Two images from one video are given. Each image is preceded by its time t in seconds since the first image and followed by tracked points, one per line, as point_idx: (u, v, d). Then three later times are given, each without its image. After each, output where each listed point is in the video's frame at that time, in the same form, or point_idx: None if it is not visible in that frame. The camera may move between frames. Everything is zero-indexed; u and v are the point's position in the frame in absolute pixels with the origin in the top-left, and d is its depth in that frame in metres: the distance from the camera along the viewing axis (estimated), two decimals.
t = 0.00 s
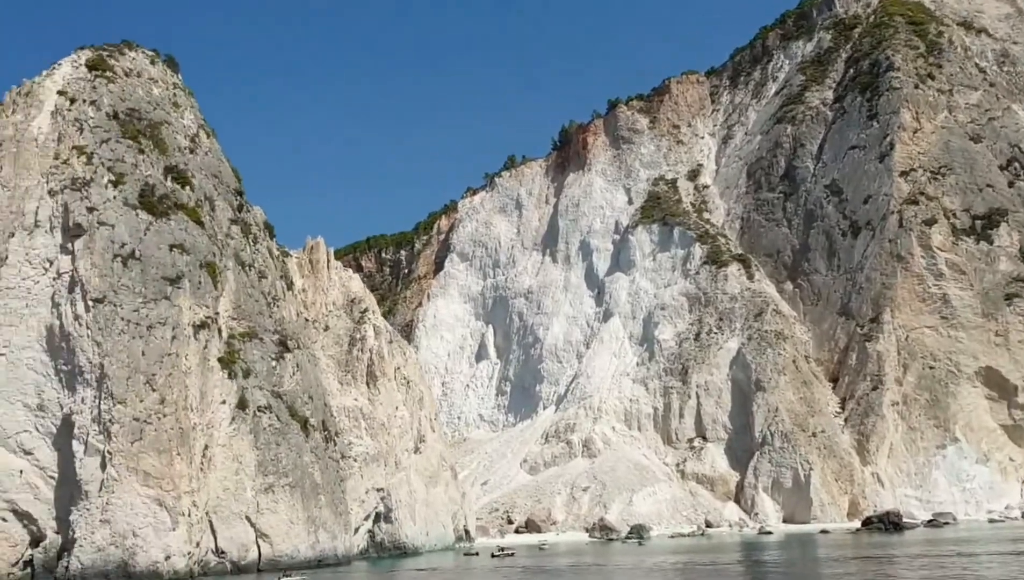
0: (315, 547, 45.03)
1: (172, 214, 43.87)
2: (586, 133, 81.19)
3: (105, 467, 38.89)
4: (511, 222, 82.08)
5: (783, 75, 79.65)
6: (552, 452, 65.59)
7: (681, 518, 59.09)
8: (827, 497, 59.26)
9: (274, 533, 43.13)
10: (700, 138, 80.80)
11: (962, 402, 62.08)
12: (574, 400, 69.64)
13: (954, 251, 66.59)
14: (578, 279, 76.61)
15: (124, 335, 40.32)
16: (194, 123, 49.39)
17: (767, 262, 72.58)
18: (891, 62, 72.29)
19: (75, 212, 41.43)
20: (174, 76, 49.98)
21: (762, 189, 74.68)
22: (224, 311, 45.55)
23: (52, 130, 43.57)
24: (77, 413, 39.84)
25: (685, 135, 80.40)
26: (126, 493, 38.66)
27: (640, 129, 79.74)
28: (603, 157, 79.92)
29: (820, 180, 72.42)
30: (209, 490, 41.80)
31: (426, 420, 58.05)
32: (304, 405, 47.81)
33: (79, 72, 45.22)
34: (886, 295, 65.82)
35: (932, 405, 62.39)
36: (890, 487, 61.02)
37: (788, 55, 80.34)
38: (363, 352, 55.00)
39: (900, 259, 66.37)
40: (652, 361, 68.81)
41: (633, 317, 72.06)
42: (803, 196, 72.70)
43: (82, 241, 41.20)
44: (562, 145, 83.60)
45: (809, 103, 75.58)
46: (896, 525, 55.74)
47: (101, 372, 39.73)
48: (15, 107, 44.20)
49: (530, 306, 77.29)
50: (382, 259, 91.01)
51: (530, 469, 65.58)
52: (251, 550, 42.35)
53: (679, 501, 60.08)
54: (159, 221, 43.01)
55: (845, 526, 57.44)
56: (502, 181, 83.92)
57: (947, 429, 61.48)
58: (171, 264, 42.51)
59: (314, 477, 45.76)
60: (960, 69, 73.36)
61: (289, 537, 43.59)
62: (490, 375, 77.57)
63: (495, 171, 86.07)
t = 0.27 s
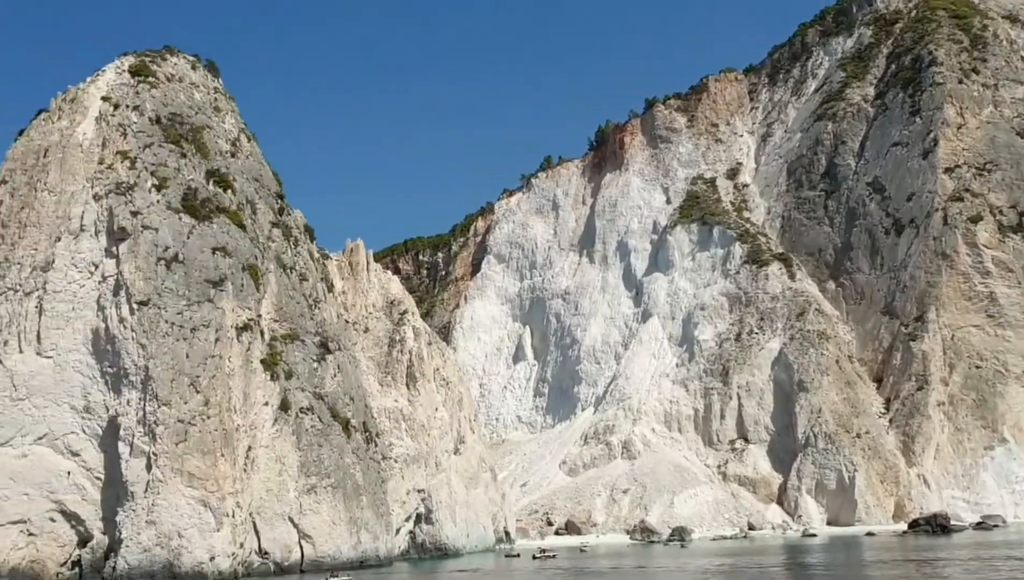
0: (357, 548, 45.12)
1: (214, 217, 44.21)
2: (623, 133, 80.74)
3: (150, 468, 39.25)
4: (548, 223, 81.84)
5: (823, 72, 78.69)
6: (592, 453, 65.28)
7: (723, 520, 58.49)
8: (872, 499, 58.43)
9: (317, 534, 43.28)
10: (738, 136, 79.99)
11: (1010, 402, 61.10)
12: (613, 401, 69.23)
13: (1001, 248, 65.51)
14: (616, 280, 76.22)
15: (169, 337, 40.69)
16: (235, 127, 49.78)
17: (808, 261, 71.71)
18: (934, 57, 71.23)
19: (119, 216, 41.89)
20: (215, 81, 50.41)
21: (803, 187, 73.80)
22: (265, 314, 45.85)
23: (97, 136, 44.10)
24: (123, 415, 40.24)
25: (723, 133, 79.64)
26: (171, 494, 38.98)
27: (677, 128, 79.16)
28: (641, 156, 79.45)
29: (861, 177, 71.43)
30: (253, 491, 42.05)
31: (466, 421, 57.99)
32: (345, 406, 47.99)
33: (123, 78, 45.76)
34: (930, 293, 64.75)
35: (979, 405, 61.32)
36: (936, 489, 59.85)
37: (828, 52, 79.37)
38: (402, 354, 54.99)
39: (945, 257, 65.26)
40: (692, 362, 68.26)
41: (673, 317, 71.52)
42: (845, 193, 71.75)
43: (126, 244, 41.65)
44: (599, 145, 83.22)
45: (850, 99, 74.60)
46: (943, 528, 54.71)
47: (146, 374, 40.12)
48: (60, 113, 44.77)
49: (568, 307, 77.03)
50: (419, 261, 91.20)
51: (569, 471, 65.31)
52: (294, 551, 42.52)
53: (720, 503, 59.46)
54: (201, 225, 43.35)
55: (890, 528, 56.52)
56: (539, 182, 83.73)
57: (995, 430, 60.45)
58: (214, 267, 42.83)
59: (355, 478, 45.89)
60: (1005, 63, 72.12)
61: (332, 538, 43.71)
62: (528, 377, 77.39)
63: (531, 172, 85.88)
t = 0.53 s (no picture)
0: (401, 550, 45.16)
1: (259, 221, 44.51)
2: (663, 133, 80.12)
3: (197, 470, 39.58)
4: (587, 223, 81.46)
5: (866, 68, 77.56)
6: (634, 456, 64.87)
7: (769, 523, 57.76)
8: (921, 502, 57.53)
9: (362, 536, 43.37)
10: (781, 134, 79.02)
11: None
12: (655, 403, 68.70)
13: None
14: (657, 281, 75.68)
15: (215, 340, 41.02)
16: (278, 132, 50.09)
17: (854, 260, 70.67)
18: (981, 52, 70.03)
19: (166, 220, 42.31)
20: (258, 86, 50.76)
21: (847, 185, 72.75)
22: (310, 316, 46.11)
23: (143, 141, 44.57)
24: (170, 417, 40.60)
25: (765, 132, 78.68)
26: (218, 495, 39.25)
27: (718, 127, 78.40)
28: (681, 156, 78.81)
29: (907, 175, 70.28)
30: (298, 493, 42.26)
31: (508, 423, 57.85)
32: (389, 408, 48.09)
33: (168, 84, 46.23)
34: (980, 292, 63.80)
35: None
36: (987, 491, 58.81)
37: (871, 48, 78.21)
38: (444, 356, 54.95)
39: (994, 254, 64.38)
40: (735, 363, 67.54)
41: (715, 318, 70.86)
42: (890, 191, 70.61)
43: (173, 248, 42.05)
44: (638, 145, 82.68)
45: (895, 96, 73.45)
46: (996, 531, 53.56)
47: (193, 377, 40.48)
48: (107, 120, 45.30)
49: (608, 308, 76.64)
50: (458, 263, 91.24)
51: (611, 473, 64.94)
52: (339, 552, 42.68)
53: (766, 506, 58.74)
54: (246, 228, 43.66)
55: (941, 532, 55.50)
56: (578, 183, 83.38)
57: None
58: (259, 270, 43.13)
59: (399, 480, 45.94)
60: None
61: (376, 540, 43.76)
62: (568, 379, 77.09)
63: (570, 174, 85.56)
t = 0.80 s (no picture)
0: (441, 551, 45.06)
1: (299, 223, 44.71)
2: (700, 131, 79.42)
3: (240, 470, 39.81)
4: (624, 224, 81.00)
5: (907, 64, 76.45)
6: (673, 457, 64.41)
7: (811, 526, 57.00)
8: (968, 504, 56.54)
9: (402, 536, 43.28)
10: (820, 132, 77.96)
11: None
12: (694, 405, 68.19)
13: None
14: (695, 281, 75.11)
15: (256, 342, 41.22)
16: (316, 134, 50.33)
17: (896, 258, 69.67)
18: None
19: (207, 223, 42.64)
20: (297, 89, 51.04)
21: (888, 183, 71.69)
22: (349, 318, 46.26)
23: (184, 144, 44.92)
24: (213, 418, 40.88)
25: (804, 129, 77.66)
26: (260, 496, 39.43)
27: (757, 125, 77.59)
28: (719, 155, 78.14)
29: (950, 172, 69.10)
30: (339, 493, 42.35)
31: (546, 424, 57.63)
32: (428, 409, 48.07)
33: (208, 88, 46.64)
34: None
35: None
36: None
37: (912, 44, 77.07)
38: (481, 357, 54.85)
39: None
40: (776, 364, 66.80)
41: (755, 318, 70.12)
42: (933, 188, 69.41)
43: (214, 251, 42.35)
44: (675, 144, 82.06)
45: (937, 92, 72.30)
46: None
47: (235, 378, 40.73)
48: (148, 124, 45.69)
49: (645, 309, 76.18)
50: (494, 265, 91.13)
51: (650, 475, 64.50)
52: (380, 553, 42.68)
53: (808, 508, 58.00)
54: (286, 230, 43.85)
55: (989, 535, 54.46)
56: (614, 183, 82.96)
57: None
58: (299, 272, 43.31)
59: (439, 480, 45.86)
60: None
61: (417, 541, 43.66)
62: (605, 380, 76.69)
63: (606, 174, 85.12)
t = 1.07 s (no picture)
0: (484, 552, 44.93)
1: (339, 226, 44.91)
2: (739, 128, 78.58)
3: (284, 472, 40.03)
4: (662, 223, 80.46)
5: (950, 57, 75.16)
6: (716, 458, 63.85)
7: (858, 527, 56.13)
8: (1019, 504, 55.47)
9: (445, 538, 43.22)
10: (862, 127, 76.82)
11: None
12: (737, 405, 67.54)
13: None
14: (736, 279, 74.43)
15: (299, 344, 41.44)
16: (355, 137, 50.53)
17: (941, 254, 68.55)
18: None
19: (249, 227, 42.94)
20: (335, 93, 51.28)
21: (933, 178, 70.58)
22: (390, 319, 46.36)
23: (225, 149, 45.27)
24: (257, 420, 41.17)
25: (846, 125, 76.55)
26: (304, 497, 39.60)
27: (796, 121, 76.66)
28: (758, 152, 77.34)
29: (997, 165, 68.09)
30: (382, 495, 42.45)
31: (587, 425, 57.36)
32: (469, 410, 48.02)
33: (248, 93, 46.98)
34: None
35: None
36: None
37: (956, 36, 75.77)
38: (521, 357, 54.70)
39: None
40: (820, 362, 65.95)
41: (798, 316, 69.31)
42: (979, 182, 68.39)
43: (257, 254, 42.65)
44: (713, 142, 81.33)
45: (982, 84, 71.06)
46: None
47: (279, 380, 40.97)
48: (190, 129, 46.10)
49: (685, 308, 75.61)
50: (531, 265, 90.94)
51: (693, 476, 63.99)
52: (423, 554, 42.65)
53: (855, 508, 57.14)
54: (327, 233, 44.05)
55: None
56: (652, 181, 82.41)
57: None
58: (340, 274, 43.47)
59: (481, 482, 45.76)
60: None
61: (460, 542, 43.55)
62: (645, 380, 76.21)
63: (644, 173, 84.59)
